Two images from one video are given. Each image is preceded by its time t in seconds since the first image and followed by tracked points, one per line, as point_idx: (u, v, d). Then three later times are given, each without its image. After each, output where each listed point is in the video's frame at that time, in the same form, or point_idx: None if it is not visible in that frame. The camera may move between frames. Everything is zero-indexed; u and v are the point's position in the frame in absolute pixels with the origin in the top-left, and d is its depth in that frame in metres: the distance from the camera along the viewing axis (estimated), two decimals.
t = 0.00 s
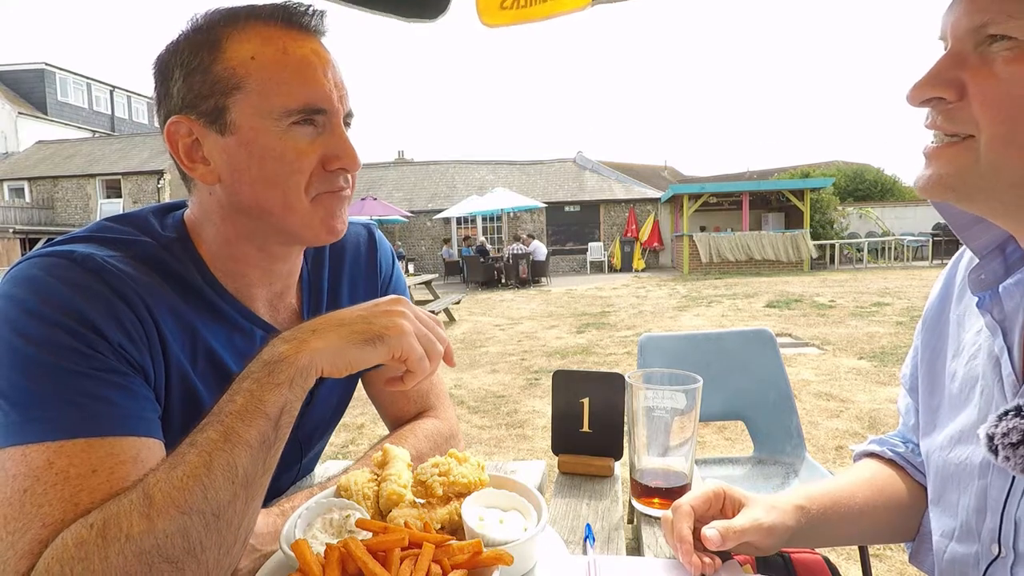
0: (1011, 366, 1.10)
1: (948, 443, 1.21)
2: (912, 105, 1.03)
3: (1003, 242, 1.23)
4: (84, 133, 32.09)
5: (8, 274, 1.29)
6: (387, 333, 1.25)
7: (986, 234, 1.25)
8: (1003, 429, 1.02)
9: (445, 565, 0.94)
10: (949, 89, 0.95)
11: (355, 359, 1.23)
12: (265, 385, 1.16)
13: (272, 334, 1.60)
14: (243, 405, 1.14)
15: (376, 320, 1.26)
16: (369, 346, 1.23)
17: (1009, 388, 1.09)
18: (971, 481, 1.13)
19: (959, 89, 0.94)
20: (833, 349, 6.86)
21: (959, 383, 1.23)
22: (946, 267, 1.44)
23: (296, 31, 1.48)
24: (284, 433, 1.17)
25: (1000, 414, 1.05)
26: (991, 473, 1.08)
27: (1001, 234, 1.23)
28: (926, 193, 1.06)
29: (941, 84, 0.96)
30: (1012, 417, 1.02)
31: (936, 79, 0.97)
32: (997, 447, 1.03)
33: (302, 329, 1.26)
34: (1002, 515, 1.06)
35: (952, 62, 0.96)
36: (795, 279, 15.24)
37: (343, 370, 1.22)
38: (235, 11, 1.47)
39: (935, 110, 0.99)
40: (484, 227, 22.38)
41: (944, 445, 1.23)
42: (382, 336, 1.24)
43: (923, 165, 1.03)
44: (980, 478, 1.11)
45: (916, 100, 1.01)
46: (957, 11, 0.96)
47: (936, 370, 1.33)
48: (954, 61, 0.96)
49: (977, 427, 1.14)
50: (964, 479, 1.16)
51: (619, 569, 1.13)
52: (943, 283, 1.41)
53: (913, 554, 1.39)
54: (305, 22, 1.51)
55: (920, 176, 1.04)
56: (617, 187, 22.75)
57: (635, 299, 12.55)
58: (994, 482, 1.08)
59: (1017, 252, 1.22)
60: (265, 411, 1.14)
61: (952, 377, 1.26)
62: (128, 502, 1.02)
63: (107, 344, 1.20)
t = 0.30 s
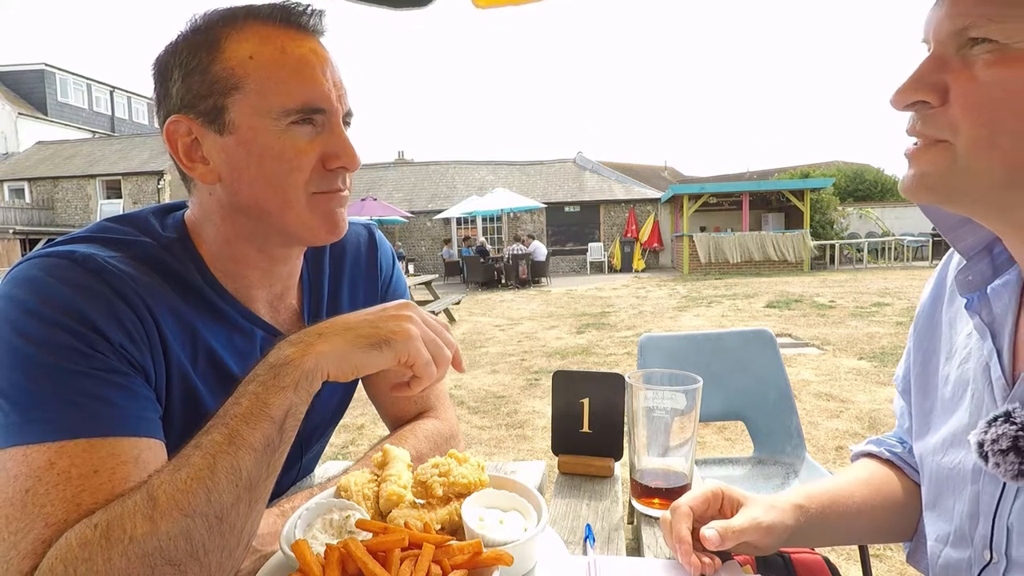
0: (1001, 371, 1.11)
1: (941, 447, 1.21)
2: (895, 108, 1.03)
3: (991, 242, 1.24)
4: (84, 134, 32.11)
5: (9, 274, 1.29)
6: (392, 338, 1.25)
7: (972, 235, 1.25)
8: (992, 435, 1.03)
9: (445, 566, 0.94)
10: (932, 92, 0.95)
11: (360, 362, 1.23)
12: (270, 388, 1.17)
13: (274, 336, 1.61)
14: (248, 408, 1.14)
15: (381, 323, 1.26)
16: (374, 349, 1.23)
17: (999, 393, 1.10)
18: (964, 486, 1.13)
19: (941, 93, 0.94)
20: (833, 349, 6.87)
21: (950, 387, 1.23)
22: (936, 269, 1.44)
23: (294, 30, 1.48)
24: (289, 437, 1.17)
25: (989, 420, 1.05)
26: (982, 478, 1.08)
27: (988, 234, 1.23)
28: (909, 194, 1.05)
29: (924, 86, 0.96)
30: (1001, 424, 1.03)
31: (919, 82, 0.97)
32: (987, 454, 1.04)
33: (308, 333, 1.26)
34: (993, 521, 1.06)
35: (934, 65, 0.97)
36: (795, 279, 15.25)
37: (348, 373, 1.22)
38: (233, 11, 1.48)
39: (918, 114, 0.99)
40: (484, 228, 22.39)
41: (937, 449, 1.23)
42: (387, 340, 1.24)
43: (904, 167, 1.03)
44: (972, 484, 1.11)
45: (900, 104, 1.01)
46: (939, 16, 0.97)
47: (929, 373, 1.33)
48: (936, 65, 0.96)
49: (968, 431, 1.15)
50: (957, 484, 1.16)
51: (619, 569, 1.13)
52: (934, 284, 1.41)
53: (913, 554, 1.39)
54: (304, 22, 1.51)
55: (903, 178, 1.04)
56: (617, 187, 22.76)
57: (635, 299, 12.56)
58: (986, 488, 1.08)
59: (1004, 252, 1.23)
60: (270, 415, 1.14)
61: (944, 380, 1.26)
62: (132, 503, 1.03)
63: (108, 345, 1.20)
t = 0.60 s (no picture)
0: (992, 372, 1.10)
1: (934, 448, 1.21)
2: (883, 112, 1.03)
3: (978, 245, 1.24)
4: (84, 134, 32.11)
5: (9, 275, 1.29)
6: (391, 337, 1.25)
7: (959, 238, 1.26)
8: (984, 436, 1.03)
9: (445, 566, 0.94)
10: (918, 97, 0.96)
11: (358, 362, 1.23)
12: (269, 387, 1.17)
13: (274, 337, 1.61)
14: (247, 407, 1.14)
15: (379, 323, 1.26)
16: (373, 349, 1.23)
17: (990, 395, 1.09)
18: (957, 487, 1.13)
19: (926, 98, 0.95)
20: (833, 349, 6.87)
21: (942, 388, 1.23)
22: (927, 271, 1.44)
23: (294, 30, 1.49)
24: (288, 436, 1.17)
25: (981, 421, 1.05)
26: (975, 479, 1.08)
27: (975, 238, 1.24)
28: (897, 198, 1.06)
29: (910, 91, 0.97)
30: (992, 425, 1.03)
31: (905, 86, 0.97)
32: (979, 455, 1.04)
33: (306, 333, 1.27)
34: (987, 522, 1.06)
35: (919, 70, 0.97)
36: (795, 279, 15.25)
37: (347, 374, 1.22)
38: (232, 11, 1.48)
39: (904, 118, 0.99)
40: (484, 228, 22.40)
41: (930, 450, 1.23)
42: (386, 339, 1.24)
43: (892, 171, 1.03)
44: (964, 484, 1.11)
45: (887, 107, 1.01)
46: (925, 21, 0.97)
47: (921, 374, 1.33)
48: (922, 70, 0.97)
49: (959, 433, 1.14)
50: (949, 485, 1.16)
51: (618, 569, 1.13)
52: (925, 286, 1.41)
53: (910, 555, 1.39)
54: (303, 22, 1.51)
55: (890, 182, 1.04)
56: (617, 187, 22.76)
57: (636, 299, 12.56)
58: (978, 489, 1.08)
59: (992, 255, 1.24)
60: (268, 414, 1.14)
61: (935, 382, 1.26)
62: (131, 502, 1.03)
63: (108, 344, 1.20)
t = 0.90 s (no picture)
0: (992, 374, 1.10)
1: (934, 450, 1.21)
2: (877, 116, 1.03)
3: (977, 246, 1.24)
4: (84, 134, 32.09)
5: (12, 274, 1.29)
6: (396, 341, 1.24)
7: (958, 239, 1.26)
8: (985, 439, 1.03)
9: (444, 565, 0.94)
10: (913, 101, 0.96)
11: (365, 365, 1.23)
12: (274, 389, 1.16)
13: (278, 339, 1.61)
14: (251, 408, 1.14)
15: (383, 327, 1.26)
16: (378, 352, 1.23)
17: (991, 399, 1.09)
18: (958, 489, 1.13)
19: (922, 101, 0.94)
20: (833, 349, 6.87)
21: (942, 390, 1.23)
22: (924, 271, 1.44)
23: (298, 31, 1.48)
24: (292, 437, 1.17)
25: (981, 424, 1.05)
26: (975, 481, 1.08)
27: (974, 239, 1.24)
28: (894, 202, 1.05)
29: (904, 95, 0.96)
30: (992, 428, 1.03)
31: (900, 90, 0.97)
32: (980, 458, 1.04)
33: (311, 334, 1.27)
34: (988, 523, 1.06)
35: (913, 74, 0.97)
36: (795, 279, 15.24)
37: (352, 376, 1.22)
38: (238, 10, 1.47)
39: (899, 122, 0.99)
40: (484, 228, 22.40)
41: (930, 453, 1.22)
42: (392, 343, 1.24)
43: (889, 173, 1.03)
44: (965, 486, 1.11)
45: (882, 111, 1.00)
46: (919, 25, 0.97)
47: (920, 376, 1.33)
48: (916, 74, 0.96)
49: (959, 436, 1.14)
50: (950, 487, 1.16)
51: (618, 569, 1.12)
52: (923, 287, 1.42)
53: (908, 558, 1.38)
54: (308, 23, 1.51)
55: (886, 185, 1.04)
56: (617, 187, 22.75)
57: (636, 299, 12.56)
58: (978, 490, 1.08)
59: (990, 256, 1.24)
60: (273, 416, 1.14)
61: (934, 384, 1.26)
62: (135, 501, 1.02)
63: (109, 343, 1.20)
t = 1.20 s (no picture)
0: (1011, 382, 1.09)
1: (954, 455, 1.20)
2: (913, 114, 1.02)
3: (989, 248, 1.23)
4: (84, 134, 32.09)
5: None
6: (339, 299, 1.09)
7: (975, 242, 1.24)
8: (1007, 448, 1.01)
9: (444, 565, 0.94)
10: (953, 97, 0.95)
11: (317, 334, 1.10)
12: (229, 373, 1.06)
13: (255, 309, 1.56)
14: (207, 395, 1.04)
15: (326, 286, 1.11)
16: (324, 317, 1.09)
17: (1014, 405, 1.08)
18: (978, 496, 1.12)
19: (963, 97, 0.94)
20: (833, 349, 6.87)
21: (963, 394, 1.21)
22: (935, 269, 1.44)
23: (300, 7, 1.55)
24: (256, 418, 1.08)
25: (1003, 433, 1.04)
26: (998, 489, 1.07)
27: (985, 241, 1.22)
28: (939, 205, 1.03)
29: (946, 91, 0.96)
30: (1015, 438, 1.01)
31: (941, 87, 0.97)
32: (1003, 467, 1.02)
33: (259, 309, 1.13)
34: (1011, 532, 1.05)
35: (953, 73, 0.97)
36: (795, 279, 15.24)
37: (306, 348, 1.10)
38: None
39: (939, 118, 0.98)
40: (484, 227, 22.40)
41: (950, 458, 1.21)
42: (335, 303, 1.09)
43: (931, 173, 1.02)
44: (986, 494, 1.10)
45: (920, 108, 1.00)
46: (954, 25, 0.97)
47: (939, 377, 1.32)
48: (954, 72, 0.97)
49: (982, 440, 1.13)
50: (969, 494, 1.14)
51: (620, 569, 1.12)
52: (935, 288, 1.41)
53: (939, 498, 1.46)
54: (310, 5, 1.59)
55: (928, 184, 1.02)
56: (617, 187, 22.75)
57: (636, 299, 12.55)
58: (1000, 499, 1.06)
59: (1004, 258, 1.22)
60: (232, 399, 1.04)
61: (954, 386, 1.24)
62: (100, 496, 0.95)
63: (78, 336, 1.11)
